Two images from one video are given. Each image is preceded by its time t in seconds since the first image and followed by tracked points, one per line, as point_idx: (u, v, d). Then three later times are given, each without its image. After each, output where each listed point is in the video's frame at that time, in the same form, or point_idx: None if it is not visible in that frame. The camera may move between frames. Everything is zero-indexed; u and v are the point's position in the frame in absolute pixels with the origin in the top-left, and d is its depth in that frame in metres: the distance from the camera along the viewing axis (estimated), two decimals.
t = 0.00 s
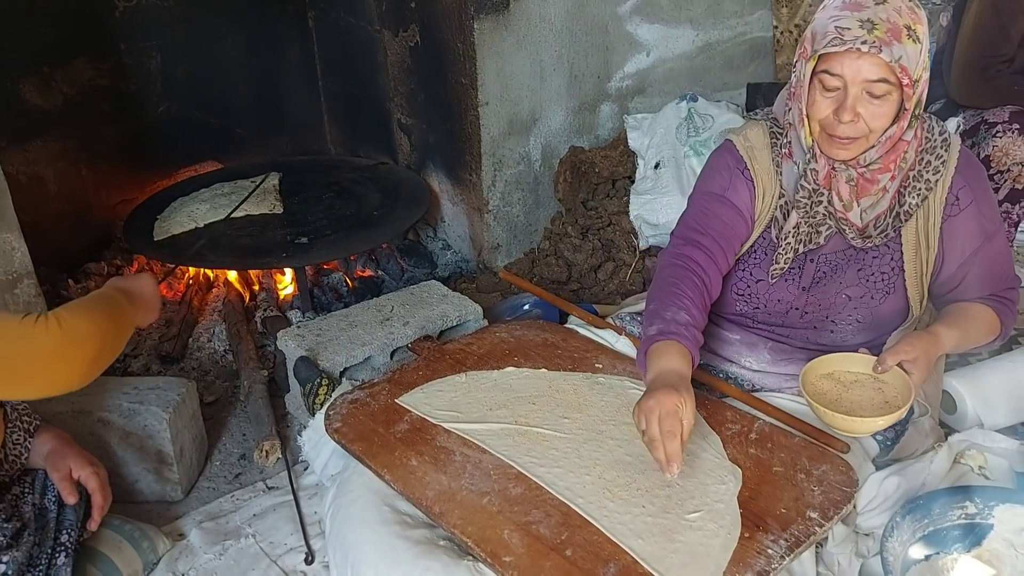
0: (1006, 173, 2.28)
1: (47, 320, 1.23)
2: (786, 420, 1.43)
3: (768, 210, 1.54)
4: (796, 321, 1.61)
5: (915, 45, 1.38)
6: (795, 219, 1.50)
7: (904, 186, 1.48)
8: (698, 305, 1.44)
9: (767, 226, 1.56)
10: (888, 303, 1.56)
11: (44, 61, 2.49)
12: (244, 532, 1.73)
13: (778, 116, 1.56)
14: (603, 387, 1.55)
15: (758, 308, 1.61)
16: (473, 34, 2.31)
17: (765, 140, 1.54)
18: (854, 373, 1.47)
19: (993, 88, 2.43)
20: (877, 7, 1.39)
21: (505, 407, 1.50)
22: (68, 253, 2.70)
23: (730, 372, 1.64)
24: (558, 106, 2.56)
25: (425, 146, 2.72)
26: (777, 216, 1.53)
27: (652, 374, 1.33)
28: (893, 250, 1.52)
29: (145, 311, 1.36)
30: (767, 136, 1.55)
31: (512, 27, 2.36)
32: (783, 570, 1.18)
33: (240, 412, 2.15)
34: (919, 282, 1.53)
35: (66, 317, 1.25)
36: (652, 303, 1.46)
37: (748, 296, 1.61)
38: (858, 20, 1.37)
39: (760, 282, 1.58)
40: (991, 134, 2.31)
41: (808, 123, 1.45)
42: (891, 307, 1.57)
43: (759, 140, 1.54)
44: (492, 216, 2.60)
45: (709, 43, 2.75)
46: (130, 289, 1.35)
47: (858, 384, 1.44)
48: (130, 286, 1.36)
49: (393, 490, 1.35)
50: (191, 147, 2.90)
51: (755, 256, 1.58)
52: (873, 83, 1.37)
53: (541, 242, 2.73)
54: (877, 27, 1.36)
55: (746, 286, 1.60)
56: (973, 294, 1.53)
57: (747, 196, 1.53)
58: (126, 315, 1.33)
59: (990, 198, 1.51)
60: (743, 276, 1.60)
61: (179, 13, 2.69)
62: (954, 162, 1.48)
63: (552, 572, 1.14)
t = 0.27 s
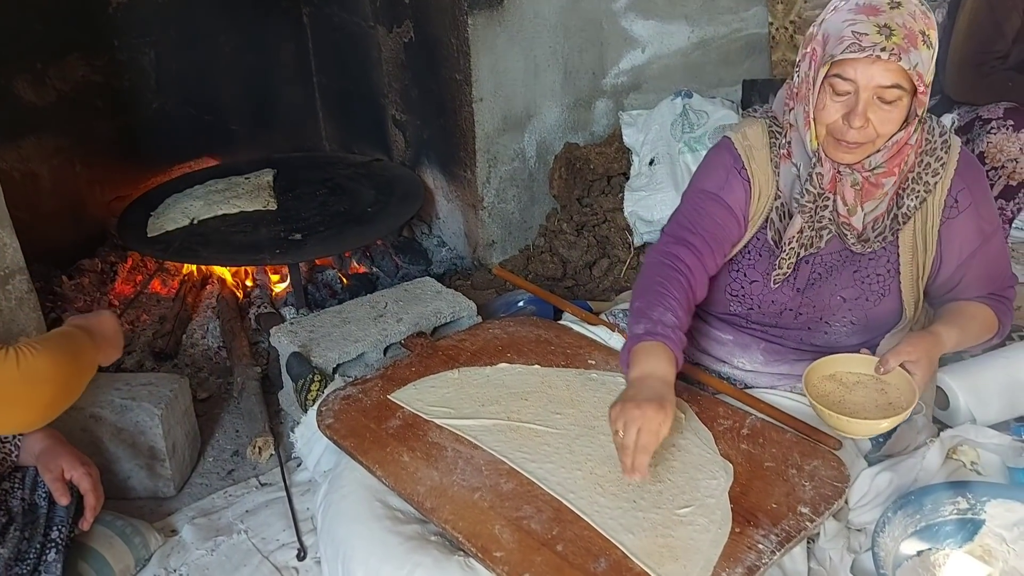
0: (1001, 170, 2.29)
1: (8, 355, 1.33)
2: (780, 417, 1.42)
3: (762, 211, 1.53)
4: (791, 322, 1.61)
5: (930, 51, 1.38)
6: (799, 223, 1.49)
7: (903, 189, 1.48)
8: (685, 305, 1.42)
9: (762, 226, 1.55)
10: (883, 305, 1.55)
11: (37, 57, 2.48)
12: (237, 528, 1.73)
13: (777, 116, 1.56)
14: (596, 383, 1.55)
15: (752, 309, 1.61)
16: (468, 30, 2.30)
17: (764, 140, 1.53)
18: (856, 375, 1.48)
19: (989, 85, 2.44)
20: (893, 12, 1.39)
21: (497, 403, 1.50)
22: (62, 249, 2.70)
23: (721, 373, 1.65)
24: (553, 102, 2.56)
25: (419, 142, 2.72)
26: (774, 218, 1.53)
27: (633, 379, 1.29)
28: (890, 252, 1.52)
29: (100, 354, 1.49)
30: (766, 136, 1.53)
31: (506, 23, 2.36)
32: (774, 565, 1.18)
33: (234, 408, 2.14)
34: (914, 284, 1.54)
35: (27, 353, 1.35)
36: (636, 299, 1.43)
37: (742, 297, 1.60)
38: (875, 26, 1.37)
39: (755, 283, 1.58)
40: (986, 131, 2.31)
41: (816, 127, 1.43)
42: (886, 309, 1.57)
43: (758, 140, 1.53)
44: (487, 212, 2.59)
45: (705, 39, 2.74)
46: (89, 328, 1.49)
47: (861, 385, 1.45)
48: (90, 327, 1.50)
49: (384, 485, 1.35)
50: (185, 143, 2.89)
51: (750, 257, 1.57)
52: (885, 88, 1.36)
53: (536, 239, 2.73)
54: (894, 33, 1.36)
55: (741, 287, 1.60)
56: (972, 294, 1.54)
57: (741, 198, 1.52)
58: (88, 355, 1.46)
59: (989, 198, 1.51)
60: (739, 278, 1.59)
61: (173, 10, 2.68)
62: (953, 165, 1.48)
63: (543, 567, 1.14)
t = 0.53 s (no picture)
0: (1001, 167, 2.29)
1: (8, 355, 1.33)
2: (779, 413, 1.42)
3: (755, 199, 1.55)
4: (789, 310, 1.60)
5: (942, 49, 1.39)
6: (815, 219, 1.49)
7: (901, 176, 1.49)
8: (650, 282, 1.50)
9: (756, 214, 1.56)
10: (881, 292, 1.56)
11: (35, 54, 2.48)
12: (236, 526, 1.72)
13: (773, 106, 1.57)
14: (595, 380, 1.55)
15: (751, 298, 1.61)
16: (466, 27, 2.30)
17: (757, 131, 1.55)
18: (896, 366, 1.43)
19: (988, 82, 2.44)
20: (906, 13, 1.38)
21: (496, 401, 1.50)
22: (60, 248, 2.70)
23: (722, 366, 1.64)
24: (552, 100, 2.56)
25: (418, 140, 2.71)
26: (770, 206, 1.54)
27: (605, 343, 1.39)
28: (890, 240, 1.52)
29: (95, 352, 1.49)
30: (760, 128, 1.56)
31: (505, 20, 2.35)
32: (773, 562, 1.18)
33: (233, 406, 2.14)
34: (915, 273, 1.54)
35: (26, 353, 1.35)
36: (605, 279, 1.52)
37: (740, 286, 1.61)
38: (894, 28, 1.35)
39: (751, 271, 1.59)
40: (986, 127, 2.31)
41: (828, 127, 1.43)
42: (886, 296, 1.56)
43: (751, 131, 1.55)
44: (486, 210, 2.59)
45: (704, 37, 2.73)
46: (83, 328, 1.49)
47: (905, 377, 1.40)
48: (86, 326, 1.50)
49: (384, 483, 1.35)
50: (184, 141, 2.89)
51: (745, 245, 1.58)
52: (900, 88, 1.36)
53: (535, 236, 2.73)
54: (913, 36, 1.35)
55: (738, 276, 1.60)
56: (980, 275, 1.55)
57: (723, 186, 1.55)
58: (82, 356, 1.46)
59: (988, 180, 1.52)
60: (736, 266, 1.60)
61: (171, 8, 2.68)
62: (951, 152, 1.48)
63: (542, 564, 1.14)
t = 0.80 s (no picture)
0: (1004, 165, 2.26)
1: (31, 339, 1.32)
2: (784, 412, 1.42)
3: (751, 183, 1.56)
4: (796, 289, 1.59)
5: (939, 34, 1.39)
6: (839, 210, 1.47)
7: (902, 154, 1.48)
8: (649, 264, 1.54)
9: (755, 194, 1.57)
10: (886, 267, 1.54)
11: (38, 53, 2.48)
12: (240, 526, 1.72)
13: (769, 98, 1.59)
14: (599, 380, 1.55)
15: (756, 281, 1.61)
16: (469, 26, 2.29)
17: (752, 120, 1.58)
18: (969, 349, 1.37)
19: (992, 81, 2.44)
20: (911, 10, 1.36)
21: (501, 400, 1.50)
22: (63, 247, 2.69)
23: (728, 356, 1.65)
24: (555, 99, 2.55)
25: (421, 139, 2.71)
26: (770, 187, 1.54)
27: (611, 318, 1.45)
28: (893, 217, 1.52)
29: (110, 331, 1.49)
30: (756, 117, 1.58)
31: (508, 20, 2.35)
32: (780, 562, 1.18)
33: (236, 406, 2.14)
34: (921, 250, 1.53)
35: (48, 336, 1.34)
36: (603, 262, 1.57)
37: (746, 268, 1.61)
38: (911, 30, 1.34)
39: (754, 251, 1.59)
40: (989, 126, 2.30)
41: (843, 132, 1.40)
42: (892, 270, 1.55)
43: (745, 120, 1.58)
44: (489, 209, 2.59)
45: (707, 36, 2.73)
46: (94, 306, 1.47)
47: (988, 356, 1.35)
48: (100, 304, 1.49)
49: (389, 483, 1.35)
50: (186, 141, 2.88)
51: (746, 228, 1.59)
52: (914, 81, 1.36)
53: (538, 236, 2.73)
54: (928, 34, 1.34)
55: (741, 259, 1.61)
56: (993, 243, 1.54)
57: (716, 172, 1.58)
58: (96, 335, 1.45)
59: (984, 151, 1.53)
60: (739, 250, 1.61)
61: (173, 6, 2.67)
62: (948, 129, 1.49)
63: (549, 564, 1.14)
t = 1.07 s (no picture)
0: (1008, 166, 2.27)
1: (41, 326, 1.31)
2: (790, 412, 1.39)
3: (753, 177, 1.56)
4: (802, 278, 1.58)
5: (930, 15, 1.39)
6: (843, 197, 1.47)
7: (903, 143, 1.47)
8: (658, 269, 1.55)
9: (757, 188, 1.57)
10: (891, 253, 1.53)
11: (38, 53, 2.47)
12: (241, 527, 1.72)
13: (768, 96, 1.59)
14: (602, 380, 1.54)
15: (762, 272, 1.61)
16: (470, 26, 2.29)
17: (750, 116, 1.57)
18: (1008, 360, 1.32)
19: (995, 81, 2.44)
20: None
21: (504, 401, 1.49)
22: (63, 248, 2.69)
23: (734, 352, 1.65)
24: (556, 99, 2.55)
25: (422, 139, 2.71)
26: (773, 181, 1.54)
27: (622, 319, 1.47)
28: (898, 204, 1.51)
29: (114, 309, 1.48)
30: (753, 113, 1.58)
31: (509, 20, 2.35)
32: (784, 564, 1.17)
33: (238, 407, 2.14)
34: (927, 237, 1.51)
35: (57, 321, 1.33)
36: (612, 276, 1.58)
37: (752, 259, 1.60)
38: (901, 9, 1.34)
39: (758, 243, 1.59)
40: (992, 127, 2.30)
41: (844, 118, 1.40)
42: (897, 258, 1.54)
43: (744, 117, 1.58)
44: (490, 210, 2.58)
45: (709, 36, 2.72)
46: (100, 288, 1.46)
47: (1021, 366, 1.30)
48: (100, 283, 1.47)
49: (392, 484, 1.35)
50: (187, 141, 2.88)
51: (750, 220, 1.58)
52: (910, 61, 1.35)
53: (539, 236, 2.73)
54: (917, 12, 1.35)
55: (747, 251, 1.60)
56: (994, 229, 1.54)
57: (716, 172, 1.59)
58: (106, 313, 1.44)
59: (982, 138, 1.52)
60: (744, 242, 1.60)
61: (174, 6, 2.67)
62: (945, 116, 1.48)
63: (552, 566, 1.13)
